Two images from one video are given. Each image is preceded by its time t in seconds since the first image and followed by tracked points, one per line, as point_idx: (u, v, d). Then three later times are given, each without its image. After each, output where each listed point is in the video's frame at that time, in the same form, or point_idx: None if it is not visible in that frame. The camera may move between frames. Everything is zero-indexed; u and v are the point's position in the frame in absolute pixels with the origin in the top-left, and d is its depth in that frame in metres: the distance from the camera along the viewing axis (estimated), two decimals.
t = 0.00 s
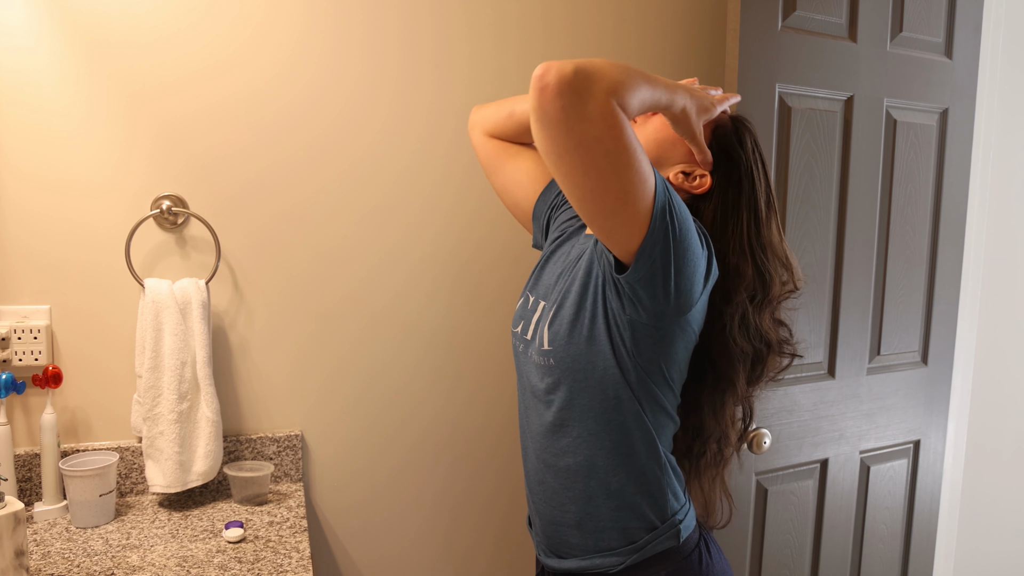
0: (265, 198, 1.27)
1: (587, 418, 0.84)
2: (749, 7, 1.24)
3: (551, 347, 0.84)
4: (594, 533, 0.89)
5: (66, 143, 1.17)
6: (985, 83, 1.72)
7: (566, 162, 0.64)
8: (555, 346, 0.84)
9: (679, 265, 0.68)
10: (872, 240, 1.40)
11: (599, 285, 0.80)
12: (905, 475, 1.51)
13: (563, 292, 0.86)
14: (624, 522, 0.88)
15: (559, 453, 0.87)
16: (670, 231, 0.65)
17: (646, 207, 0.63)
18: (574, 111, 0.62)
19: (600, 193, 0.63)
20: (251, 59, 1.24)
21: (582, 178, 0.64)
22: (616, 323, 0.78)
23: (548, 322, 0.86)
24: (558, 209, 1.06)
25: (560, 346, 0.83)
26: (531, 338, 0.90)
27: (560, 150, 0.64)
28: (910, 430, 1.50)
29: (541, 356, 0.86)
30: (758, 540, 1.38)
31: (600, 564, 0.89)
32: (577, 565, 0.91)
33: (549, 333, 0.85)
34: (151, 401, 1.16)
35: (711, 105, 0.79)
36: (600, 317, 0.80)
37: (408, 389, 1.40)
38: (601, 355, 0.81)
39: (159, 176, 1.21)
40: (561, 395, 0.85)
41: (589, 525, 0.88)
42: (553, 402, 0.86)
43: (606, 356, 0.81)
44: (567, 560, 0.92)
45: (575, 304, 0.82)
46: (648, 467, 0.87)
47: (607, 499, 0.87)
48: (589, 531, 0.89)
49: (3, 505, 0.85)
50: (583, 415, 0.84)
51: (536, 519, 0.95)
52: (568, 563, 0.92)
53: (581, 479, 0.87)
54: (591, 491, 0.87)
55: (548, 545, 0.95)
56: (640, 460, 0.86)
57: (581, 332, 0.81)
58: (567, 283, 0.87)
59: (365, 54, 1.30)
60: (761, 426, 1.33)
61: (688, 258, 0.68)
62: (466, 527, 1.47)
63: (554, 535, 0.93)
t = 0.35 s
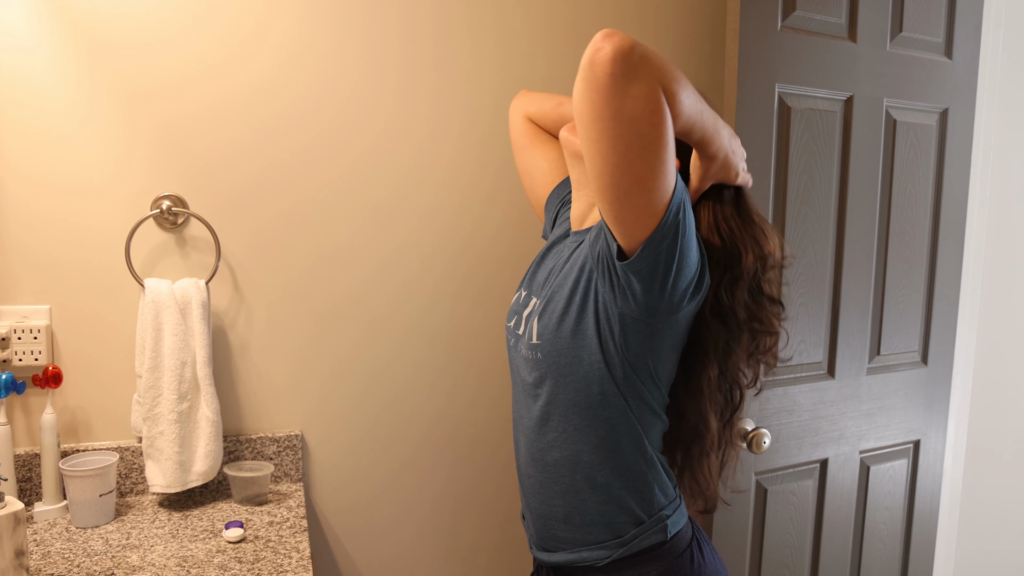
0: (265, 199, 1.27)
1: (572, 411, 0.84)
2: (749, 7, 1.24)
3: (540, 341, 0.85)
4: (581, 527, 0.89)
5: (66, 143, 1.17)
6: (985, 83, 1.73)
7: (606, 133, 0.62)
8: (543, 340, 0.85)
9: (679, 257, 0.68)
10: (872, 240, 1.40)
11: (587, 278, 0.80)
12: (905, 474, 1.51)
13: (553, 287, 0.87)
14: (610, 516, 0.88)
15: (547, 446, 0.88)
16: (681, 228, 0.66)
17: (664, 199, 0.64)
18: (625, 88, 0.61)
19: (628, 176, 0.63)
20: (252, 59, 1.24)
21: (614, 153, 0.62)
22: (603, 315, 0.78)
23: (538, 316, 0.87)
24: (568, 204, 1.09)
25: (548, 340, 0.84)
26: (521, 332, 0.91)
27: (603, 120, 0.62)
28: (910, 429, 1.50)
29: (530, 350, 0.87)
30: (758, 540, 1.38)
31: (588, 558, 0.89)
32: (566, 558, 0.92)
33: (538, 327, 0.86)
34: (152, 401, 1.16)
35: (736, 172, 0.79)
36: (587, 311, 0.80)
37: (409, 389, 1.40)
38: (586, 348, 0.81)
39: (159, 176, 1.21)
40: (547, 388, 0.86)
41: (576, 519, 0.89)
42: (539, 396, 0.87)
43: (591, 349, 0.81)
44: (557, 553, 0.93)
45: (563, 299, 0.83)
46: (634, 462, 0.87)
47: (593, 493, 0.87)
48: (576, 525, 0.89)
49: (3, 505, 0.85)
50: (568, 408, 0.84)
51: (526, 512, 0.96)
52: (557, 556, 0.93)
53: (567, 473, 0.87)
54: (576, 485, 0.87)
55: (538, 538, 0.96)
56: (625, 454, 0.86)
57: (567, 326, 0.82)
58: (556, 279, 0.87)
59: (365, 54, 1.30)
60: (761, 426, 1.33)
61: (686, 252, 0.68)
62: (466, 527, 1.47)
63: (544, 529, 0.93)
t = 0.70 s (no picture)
0: (265, 199, 1.27)
1: (579, 409, 0.85)
2: (749, 7, 1.24)
3: (549, 337, 0.86)
4: (580, 524, 0.89)
5: (65, 143, 1.16)
6: (985, 83, 1.72)
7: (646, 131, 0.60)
8: (552, 336, 0.85)
9: (702, 261, 0.68)
10: (872, 240, 1.40)
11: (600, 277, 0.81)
12: (905, 474, 1.51)
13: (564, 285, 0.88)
14: (610, 513, 0.88)
15: (550, 442, 0.88)
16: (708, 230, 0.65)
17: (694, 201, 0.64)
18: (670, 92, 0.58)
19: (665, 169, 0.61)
20: (252, 59, 1.24)
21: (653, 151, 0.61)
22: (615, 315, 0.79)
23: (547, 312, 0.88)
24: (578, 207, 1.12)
25: (556, 336, 0.85)
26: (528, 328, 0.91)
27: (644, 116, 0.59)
28: (910, 430, 1.50)
29: (537, 346, 0.88)
30: (758, 540, 1.38)
31: (586, 555, 0.89)
32: (563, 555, 0.92)
33: (547, 322, 0.87)
34: (152, 401, 1.16)
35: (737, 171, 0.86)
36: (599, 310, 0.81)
37: (409, 389, 1.40)
38: (596, 347, 0.82)
39: (159, 176, 1.21)
40: (552, 384, 0.86)
41: (576, 515, 0.89)
42: (544, 391, 0.87)
43: (602, 348, 0.82)
44: (554, 550, 0.93)
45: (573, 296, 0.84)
46: (637, 460, 0.87)
47: (594, 490, 0.87)
48: (576, 521, 0.89)
49: (3, 505, 0.85)
50: (575, 405, 0.85)
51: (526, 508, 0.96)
52: (555, 553, 0.93)
53: (569, 469, 0.88)
54: (577, 481, 0.88)
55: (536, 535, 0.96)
56: (627, 452, 0.86)
57: (577, 323, 0.82)
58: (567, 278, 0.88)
59: (365, 54, 1.30)
60: (761, 426, 1.33)
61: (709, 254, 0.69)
62: (466, 527, 1.47)
63: (541, 525, 0.93)
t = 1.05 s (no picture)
0: (265, 199, 1.27)
1: (606, 421, 0.85)
2: (749, 7, 1.24)
3: (574, 347, 0.85)
4: (592, 526, 0.90)
5: (65, 143, 1.17)
6: (985, 83, 1.72)
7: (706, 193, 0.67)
8: (578, 347, 0.84)
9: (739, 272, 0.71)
10: (872, 240, 1.40)
11: (625, 286, 0.81)
12: (905, 475, 1.51)
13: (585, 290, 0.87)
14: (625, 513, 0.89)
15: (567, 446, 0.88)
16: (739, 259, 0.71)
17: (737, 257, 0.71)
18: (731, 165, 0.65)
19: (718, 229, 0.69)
20: (251, 59, 1.24)
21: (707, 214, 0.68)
22: (648, 331, 0.80)
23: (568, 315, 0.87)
24: (575, 214, 1.08)
25: (580, 341, 0.84)
26: (545, 332, 0.90)
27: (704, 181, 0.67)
28: (910, 430, 1.50)
29: (560, 355, 0.86)
30: (758, 541, 1.38)
31: (597, 555, 0.89)
32: (572, 556, 0.91)
33: (568, 326, 0.86)
34: (152, 401, 1.16)
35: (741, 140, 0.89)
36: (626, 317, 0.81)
37: (409, 389, 1.40)
38: (625, 363, 0.83)
39: (159, 176, 1.21)
40: (576, 394, 0.86)
41: (590, 519, 0.90)
42: (568, 401, 0.86)
43: (633, 363, 0.82)
44: (562, 551, 0.93)
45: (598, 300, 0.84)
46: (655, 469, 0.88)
47: (611, 496, 0.88)
48: (590, 522, 0.90)
49: (3, 505, 0.85)
50: (601, 417, 0.85)
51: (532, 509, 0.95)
52: (563, 555, 0.92)
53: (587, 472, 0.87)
54: (596, 485, 0.88)
55: (541, 536, 0.95)
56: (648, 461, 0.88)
57: (606, 337, 0.82)
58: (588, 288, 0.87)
59: (365, 54, 1.30)
60: (761, 426, 1.33)
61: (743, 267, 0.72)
62: (466, 527, 1.47)
63: (549, 527, 0.93)
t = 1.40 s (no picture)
0: (265, 199, 1.27)
1: (641, 427, 0.85)
2: (750, 6, 1.24)
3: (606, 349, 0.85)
4: (619, 527, 0.90)
5: (65, 143, 1.16)
6: (985, 83, 1.72)
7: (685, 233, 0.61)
8: (613, 357, 0.83)
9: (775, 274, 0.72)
10: (872, 240, 1.40)
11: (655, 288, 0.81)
12: (905, 474, 1.51)
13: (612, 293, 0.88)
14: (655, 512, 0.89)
15: (598, 446, 0.88)
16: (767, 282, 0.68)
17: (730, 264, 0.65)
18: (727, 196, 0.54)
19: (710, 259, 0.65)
20: (252, 59, 1.24)
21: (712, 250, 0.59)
22: (683, 343, 0.78)
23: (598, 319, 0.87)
24: (585, 216, 1.08)
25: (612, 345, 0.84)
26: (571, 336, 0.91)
27: (694, 220, 0.56)
28: (910, 430, 1.50)
29: (593, 364, 0.86)
30: (758, 541, 1.38)
31: (625, 552, 0.89)
32: (598, 555, 0.91)
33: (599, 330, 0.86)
34: (151, 401, 1.16)
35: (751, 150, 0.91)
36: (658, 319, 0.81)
37: (409, 389, 1.40)
38: (660, 375, 0.82)
39: (159, 176, 1.21)
40: (610, 403, 0.85)
41: (618, 521, 0.90)
42: (602, 409, 0.86)
43: (669, 372, 0.82)
44: (588, 550, 0.92)
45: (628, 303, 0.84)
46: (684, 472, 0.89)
47: (641, 497, 0.89)
48: (619, 521, 0.90)
49: (3, 505, 0.85)
50: (637, 424, 0.85)
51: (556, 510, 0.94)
52: (588, 555, 0.92)
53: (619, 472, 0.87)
54: (626, 484, 0.88)
55: (565, 537, 0.94)
56: (677, 466, 0.88)
57: (642, 348, 0.80)
58: (620, 296, 0.86)
59: (365, 54, 1.30)
60: (761, 426, 1.33)
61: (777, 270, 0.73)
62: (467, 526, 1.47)
63: (575, 528, 0.93)
